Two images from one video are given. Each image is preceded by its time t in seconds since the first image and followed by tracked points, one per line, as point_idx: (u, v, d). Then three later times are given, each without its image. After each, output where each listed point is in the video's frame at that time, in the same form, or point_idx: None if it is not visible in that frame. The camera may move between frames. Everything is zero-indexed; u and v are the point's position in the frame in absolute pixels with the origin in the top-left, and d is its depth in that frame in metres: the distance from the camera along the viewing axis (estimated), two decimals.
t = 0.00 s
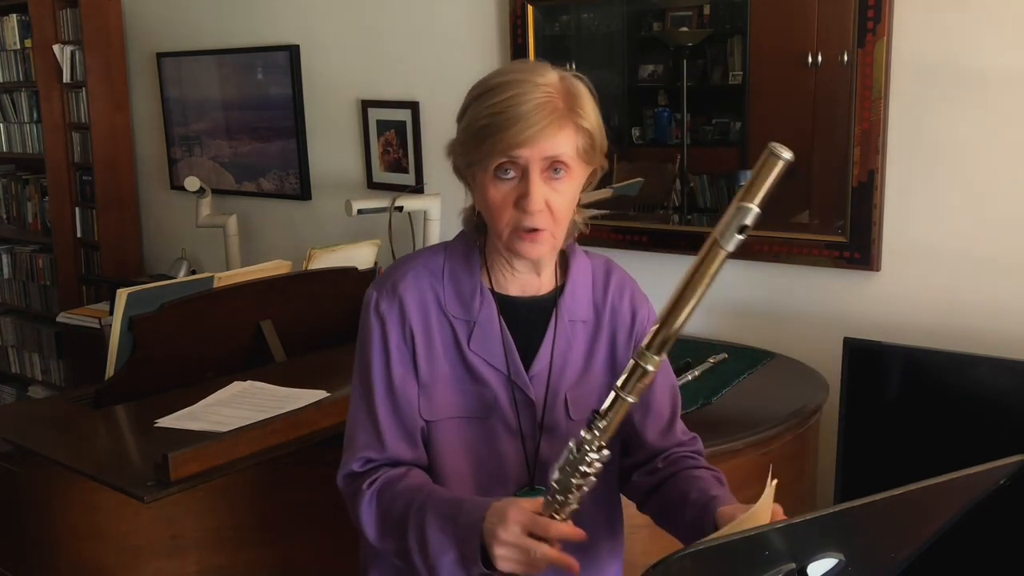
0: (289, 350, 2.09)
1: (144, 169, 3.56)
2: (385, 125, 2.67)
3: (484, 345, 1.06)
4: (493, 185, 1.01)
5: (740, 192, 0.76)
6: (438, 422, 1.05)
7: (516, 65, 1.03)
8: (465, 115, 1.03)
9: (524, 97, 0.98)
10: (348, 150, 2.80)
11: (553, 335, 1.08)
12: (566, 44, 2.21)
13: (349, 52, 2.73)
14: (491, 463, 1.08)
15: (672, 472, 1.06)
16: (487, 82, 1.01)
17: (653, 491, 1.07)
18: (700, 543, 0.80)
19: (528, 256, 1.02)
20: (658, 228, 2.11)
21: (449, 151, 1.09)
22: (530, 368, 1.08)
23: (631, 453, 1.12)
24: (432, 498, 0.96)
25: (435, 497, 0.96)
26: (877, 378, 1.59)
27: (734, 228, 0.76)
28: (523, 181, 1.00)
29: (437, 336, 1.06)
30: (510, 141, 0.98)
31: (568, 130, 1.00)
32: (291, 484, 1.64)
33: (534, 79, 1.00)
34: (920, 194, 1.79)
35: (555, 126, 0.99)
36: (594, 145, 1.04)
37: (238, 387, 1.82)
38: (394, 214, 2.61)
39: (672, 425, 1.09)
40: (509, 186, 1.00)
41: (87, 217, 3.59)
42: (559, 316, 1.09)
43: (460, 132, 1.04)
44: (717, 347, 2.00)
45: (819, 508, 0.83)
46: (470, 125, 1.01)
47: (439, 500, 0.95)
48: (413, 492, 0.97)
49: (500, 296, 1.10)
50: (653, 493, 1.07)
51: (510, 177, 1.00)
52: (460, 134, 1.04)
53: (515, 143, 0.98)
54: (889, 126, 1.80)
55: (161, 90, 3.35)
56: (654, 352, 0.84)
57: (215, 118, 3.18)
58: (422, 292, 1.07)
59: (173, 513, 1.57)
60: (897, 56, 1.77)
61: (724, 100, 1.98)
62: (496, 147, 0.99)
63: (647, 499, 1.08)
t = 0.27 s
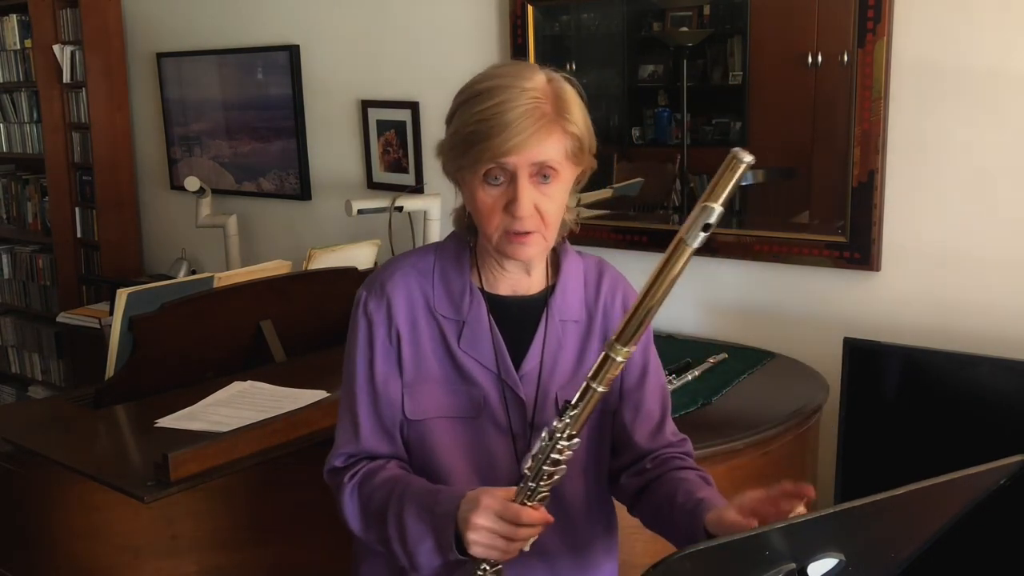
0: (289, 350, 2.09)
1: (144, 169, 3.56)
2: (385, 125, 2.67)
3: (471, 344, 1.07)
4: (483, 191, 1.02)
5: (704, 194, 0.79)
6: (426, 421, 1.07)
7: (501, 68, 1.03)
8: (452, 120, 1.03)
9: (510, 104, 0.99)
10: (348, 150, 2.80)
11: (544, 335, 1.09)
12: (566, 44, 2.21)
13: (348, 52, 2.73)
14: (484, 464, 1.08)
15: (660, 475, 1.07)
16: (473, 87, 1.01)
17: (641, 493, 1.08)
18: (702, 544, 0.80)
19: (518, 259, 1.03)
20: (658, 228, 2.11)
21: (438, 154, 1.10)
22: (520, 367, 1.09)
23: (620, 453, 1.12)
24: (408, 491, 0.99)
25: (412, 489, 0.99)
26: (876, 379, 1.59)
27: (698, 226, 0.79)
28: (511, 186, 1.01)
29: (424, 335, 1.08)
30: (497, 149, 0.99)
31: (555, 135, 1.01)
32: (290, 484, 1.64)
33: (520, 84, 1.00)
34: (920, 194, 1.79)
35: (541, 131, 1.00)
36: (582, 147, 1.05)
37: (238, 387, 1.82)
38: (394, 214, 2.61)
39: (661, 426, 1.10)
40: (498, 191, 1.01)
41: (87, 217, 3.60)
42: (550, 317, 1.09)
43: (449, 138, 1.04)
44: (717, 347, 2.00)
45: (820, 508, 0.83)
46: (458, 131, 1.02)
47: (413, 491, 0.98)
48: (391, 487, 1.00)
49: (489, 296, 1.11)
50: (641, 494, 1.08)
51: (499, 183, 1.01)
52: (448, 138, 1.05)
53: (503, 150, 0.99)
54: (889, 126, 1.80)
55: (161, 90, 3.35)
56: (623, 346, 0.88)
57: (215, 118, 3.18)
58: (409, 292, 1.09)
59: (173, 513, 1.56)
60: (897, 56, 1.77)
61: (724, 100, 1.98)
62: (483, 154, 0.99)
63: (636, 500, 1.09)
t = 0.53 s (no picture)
0: (289, 350, 2.09)
1: (144, 169, 3.56)
2: (385, 125, 2.67)
3: (460, 345, 1.08)
4: (478, 197, 1.02)
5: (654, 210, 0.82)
6: (415, 421, 1.08)
7: (491, 72, 1.03)
8: (445, 126, 1.03)
9: (506, 111, 0.99)
10: (348, 150, 2.80)
11: (533, 335, 1.10)
12: (566, 44, 2.21)
13: (348, 52, 2.73)
14: (475, 463, 1.09)
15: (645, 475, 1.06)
16: (468, 94, 1.01)
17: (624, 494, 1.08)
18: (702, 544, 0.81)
19: (514, 261, 1.04)
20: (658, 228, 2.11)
21: (427, 157, 1.09)
22: (509, 367, 1.09)
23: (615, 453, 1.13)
24: (391, 493, 1.01)
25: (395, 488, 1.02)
26: (875, 379, 1.59)
27: (650, 241, 0.84)
28: (507, 192, 1.01)
29: (412, 336, 1.09)
30: (496, 157, 0.99)
31: (551, 141, 1.01)
32: (291, 484, 1.64)
33: (514, 90, 1.00)
34: (920, 194, 1.79)
35: (538, 137, 1.00)
36: (573, 149, 1.05)
37: (238, 387, 1.82)
38: (394, 213, 2.61)
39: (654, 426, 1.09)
40: (494, 197, 1.02)
41: (87, 217, 3.60)
42: (540, 316, 1.10)
43: (441, 142, 1.04)
44: (717, 347, 2.00)
45: (820, 508, 0.84)
46: (453, 138, 1.02)
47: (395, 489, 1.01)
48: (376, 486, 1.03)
49: (479, 296, 1.12)
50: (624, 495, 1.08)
51: (495, 189, 1.02)
52: (441, 144, 1.04)
53: (501, 158, 0.99)
54: (889, 126, 1.80)
55: (161, 90, 3.35)
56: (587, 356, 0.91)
57: (215, 119, 3.18)
58: (396, 294, 1.09)
59: (174, 513, 1.56)
60: (897, 56, 1.77)
61: (724, 100, 1.98)
62: (480, 161, 1.00)
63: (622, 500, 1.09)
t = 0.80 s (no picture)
0: (289, 350, 2.09)
1: (144, 169, 3.56)
2: (385, 125, 2.67)
3: (447, 345, 1.08)
4: (466, 195, 1.02)
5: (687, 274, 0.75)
6: (403, 421, 1.08)
7: (474, 70, 1.03)
8: (431, 127, 1.03)
9: (491, 108, 0.99)
10: (348, 150, 2.80)
11: (522, 335, 1.09)
12: (566, 44, 2.20)
13: (348, 52, 2.73)
14: (465, 464, 1.09)
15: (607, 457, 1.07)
16: (453, 94, 1.01)
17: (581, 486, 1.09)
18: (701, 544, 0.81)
19: (504, 259, 1.04)
20: (659, 228, 2.11)
21: (412, 157, 1.09)
22: (498, 366, 1.09)
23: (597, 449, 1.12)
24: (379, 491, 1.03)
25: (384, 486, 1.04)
26: (875, 380, 1.59)
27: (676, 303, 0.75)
28: (496, 190, 1.01)
29: (400, 336, 1.10)
30: (484, 156, 0.99)
31: (537, 137, 1.01)
32: (290, 484, 1.64)
33: (499, 87, 1.00)
34: (920, 194, 1.79)
35: (524, 134, 1.00)
36: (559, 145, 1.06)
37: (238, 387, 1.82)
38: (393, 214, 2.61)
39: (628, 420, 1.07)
40: (482, 196, 1.02)
41: (87, 217, 3.60)
42: (528, 315, 1.09)
43: (427, 142, 1.04)
44: (717, 347, 2.00)
45: (819, 508, 0.84)
46: (440, 139, 1.01)
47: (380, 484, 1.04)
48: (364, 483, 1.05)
49: (468, 296, 1.12)
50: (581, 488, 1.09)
51: (483, 187, 1.02)
52: (428, 145, 1.04)
53: (489, 157, 0.99)
54: (889, 126, 1.80)
55: (161, 90, 3.35)
56: (586, 399, 0.84)
57: (215, 118, 3.18)
58: (385, 295, 1.10)
59: (174, 513, 1.55)
60: (897, 56, 1.77)
61: (724, 100, 1.98)
62: (468, 160, 0.99)
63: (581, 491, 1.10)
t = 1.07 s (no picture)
0: (289, 351, 2.09)
1: (144, 169, 3.56)
2: (385, 125, 2.67)
3: (448, 340, 1.09)
4: (458, 182, 1.03)
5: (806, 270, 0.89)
6: (401, 415, 1.10)
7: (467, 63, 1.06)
8: (423, 118, 1.06)
9: (479, 93, 1.01)
10: (348, 150, 2.80)
11: (521, 333, 1.08)
12: (566, 44, 2.20)
13: (348, 52, 2.73)
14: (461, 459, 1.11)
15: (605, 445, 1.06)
16: (443, 82, 1.04)
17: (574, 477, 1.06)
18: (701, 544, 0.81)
19: (496, 248, 1.04)
20: (659, 228, 2.11)
21: (411, 158, 1.11)
22: (498, 363, 1.09)
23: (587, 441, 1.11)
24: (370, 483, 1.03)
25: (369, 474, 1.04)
26: (875, 380, 1.59)
27: (794, 295, 0.99)
28: (487, 176, 1.02)
29: (401, 330, 1.11)
30: (471, 135, 1.01)
31: (526, 123, 1.03)
32: (290, 484, 1.64)
33: (488, 75, 1.03)
34: (920, 194, 1.79)
35: (511, 118, 1.02)
36: (553, 137, 1.07)
37: (238, 387, 1.83)
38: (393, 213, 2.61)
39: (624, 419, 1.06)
40: (473, 181, 1.03)
41: (87, 217, 3.60)
42: (528, 313, 1.09)
43: (421, 135, 1.06)
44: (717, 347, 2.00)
45: (819, 508, 0.84)
46: (430, 125, 1.04)
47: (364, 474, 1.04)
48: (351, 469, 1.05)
49: (469, 293, 1.12)
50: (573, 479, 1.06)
51: (474, 173, 1.03)
52: (421, 137, 1.06)
53: (475, 136, 1.01)
54: (889, 126, 1.80)
55: (161, 90, 3.35)
56: (668, 363, 0.96)
57: (215, 118, 3.18)
58: (387, 290, 1.11)
59: (174, 513, 1.55)
60: (897, 56, 1.77)
61: (724, 100, 1.98)
62: (457, 143, 1.01)
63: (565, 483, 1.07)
